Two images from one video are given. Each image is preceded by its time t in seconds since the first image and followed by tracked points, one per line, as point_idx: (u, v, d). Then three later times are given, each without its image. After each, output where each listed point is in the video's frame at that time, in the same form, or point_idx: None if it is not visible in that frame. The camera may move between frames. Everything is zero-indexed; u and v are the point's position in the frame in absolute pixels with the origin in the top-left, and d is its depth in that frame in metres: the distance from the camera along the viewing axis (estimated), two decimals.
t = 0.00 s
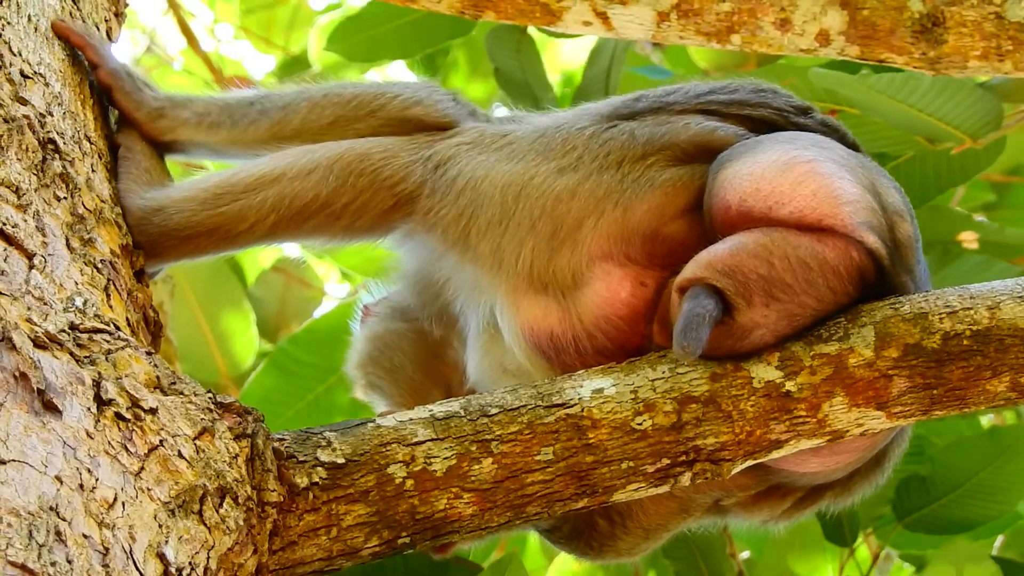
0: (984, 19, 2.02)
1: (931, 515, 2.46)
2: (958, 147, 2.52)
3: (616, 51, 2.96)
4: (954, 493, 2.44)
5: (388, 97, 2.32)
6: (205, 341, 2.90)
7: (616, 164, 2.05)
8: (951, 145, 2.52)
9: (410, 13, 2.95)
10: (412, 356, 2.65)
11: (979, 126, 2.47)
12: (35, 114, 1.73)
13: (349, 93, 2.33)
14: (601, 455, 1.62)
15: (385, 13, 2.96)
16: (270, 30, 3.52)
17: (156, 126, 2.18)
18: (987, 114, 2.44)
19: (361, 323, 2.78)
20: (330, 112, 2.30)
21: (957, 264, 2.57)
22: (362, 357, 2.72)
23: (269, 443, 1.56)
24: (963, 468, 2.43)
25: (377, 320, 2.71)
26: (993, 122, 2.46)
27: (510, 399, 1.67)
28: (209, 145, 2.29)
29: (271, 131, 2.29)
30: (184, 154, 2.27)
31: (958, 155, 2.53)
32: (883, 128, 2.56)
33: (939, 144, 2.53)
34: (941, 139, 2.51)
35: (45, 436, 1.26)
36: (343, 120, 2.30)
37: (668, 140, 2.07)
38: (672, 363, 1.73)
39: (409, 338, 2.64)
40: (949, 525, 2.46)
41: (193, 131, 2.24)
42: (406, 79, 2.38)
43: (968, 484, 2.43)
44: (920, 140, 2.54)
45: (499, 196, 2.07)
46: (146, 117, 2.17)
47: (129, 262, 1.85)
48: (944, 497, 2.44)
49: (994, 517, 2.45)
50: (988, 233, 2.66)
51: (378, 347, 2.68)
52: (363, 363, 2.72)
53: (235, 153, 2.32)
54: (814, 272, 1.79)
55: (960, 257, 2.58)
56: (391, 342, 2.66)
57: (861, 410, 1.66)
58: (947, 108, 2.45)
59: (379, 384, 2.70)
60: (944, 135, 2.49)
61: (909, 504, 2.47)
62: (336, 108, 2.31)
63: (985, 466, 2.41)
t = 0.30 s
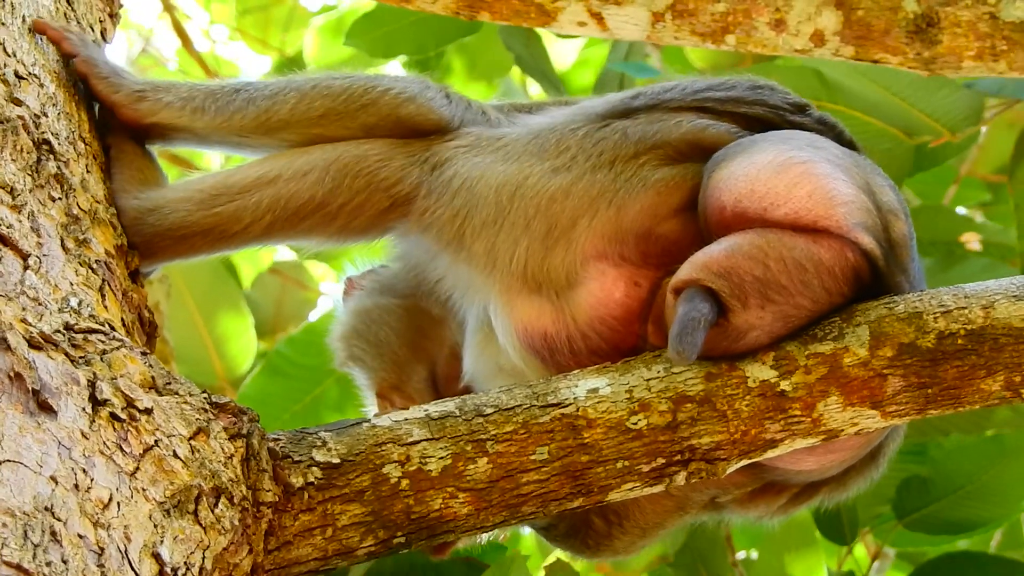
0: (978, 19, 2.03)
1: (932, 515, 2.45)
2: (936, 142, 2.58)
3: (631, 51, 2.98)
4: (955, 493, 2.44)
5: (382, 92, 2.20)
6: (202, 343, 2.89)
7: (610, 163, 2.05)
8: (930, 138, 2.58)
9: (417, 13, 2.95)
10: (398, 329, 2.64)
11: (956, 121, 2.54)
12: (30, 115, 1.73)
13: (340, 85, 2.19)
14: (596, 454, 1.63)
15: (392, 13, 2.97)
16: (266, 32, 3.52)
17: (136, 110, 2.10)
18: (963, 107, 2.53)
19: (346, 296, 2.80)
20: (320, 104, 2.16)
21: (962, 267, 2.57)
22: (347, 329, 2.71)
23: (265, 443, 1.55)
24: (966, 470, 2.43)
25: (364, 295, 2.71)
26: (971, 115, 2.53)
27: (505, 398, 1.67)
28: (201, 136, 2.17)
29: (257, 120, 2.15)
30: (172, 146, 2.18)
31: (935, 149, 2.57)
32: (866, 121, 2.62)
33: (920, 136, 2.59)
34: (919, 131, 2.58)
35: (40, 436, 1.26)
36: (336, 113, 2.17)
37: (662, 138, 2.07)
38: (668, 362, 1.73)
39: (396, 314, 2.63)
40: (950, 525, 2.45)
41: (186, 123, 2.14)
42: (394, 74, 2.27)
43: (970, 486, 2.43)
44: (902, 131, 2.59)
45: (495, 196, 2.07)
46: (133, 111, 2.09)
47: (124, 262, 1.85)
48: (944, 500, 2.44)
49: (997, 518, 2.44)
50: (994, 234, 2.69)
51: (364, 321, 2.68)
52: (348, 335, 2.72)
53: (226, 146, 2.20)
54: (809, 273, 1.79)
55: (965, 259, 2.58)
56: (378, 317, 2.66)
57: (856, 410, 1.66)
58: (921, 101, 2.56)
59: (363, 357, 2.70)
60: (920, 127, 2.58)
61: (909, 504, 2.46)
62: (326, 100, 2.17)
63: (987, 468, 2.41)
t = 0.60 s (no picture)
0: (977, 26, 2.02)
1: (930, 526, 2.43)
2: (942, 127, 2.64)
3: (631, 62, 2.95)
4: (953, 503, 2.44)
5: (373, 101, 2.20)
6: (199, 348, 2.89)
7: (608, 172, 2.05)
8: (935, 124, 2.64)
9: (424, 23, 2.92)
10: (399, 342, 2.63)
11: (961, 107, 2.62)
12: (28, 122, 1.72)
13: (331, 93, 2.20)
14: (595, 463, 1.63)
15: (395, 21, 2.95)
16: (263, 33, 3.53)
17: (119, 115, 2.04)
18: (966, 94, 2.58)
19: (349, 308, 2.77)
20: (311, 111, 2.17)
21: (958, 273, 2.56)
22: (350, 343, 2.70)
23: (263, 451, 1.55)
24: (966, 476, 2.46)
25: (366, 307, 2.68)
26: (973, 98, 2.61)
27: (503, 407, 1.67)
28: (191, 142, 2.16)
29: (247, 126, 2.15)
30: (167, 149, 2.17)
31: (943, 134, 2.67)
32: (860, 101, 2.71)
33: (923, 121, 2.65)
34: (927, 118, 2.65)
35: (39, 444, 1.26)
36: (326, 121, 2.17)
37: (659, 147, 2.07)
38: (666, 370, 1.73)
39: (398, 327, 2.62)
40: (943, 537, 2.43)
41: (175, 128, 2.12)
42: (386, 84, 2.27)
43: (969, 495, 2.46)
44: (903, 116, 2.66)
45: (493, 204, 2.07)
46: (119, 115, 2.04)
47: (123, 269, 1.85)
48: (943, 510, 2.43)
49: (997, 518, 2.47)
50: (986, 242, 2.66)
51: (367, 334, 2.67)
52: (351, 349, 2.70)
53: (216, 150, 2.20)
54: (807, 282, 1.79)
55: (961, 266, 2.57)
56: (379, 330, 2.64)
57: (854, 418, 1.67)
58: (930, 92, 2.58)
59: (366, 370, 2.69)
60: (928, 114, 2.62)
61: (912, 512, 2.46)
62: (317, 108, 2.17)
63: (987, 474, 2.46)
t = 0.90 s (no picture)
0: (978, 30, 2.03)
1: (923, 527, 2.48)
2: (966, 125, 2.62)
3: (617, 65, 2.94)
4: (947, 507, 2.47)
5: (379, 110, 2.21)
6: (200, 353, 2.89)
7: (610, 179, 2.06)
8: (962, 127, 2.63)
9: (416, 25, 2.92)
10: (406, 369, 2.63)
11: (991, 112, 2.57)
12: (30, 128, 1.73)
13: (336, 102, 2.21)
14: (597, 468, 1.63)
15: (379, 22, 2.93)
16: (262, 36, 3.51)
17: (123, 121, 2.05)
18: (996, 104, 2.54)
19: (357, 333, 2.76)
20: (316, 120, 2.18)
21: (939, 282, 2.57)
22: (358, 368, 2.72)
23: (266, 457, 1.55)
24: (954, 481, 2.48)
25: (373, 333, 2.70)
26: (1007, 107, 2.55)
27: (506, 412, 1.67)
28: (194, 149, 2.17)
29: (253, 133, 2.16)
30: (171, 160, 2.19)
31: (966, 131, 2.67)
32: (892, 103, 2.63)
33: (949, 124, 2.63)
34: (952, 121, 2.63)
35: (42, 451, 1.26)
36: (330, 129, 2.18)
37: (661, 154, 2.07)
38: (668, 376, 1.73)
39: (403, 354, 2.62)
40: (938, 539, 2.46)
41: (179, 134, 2.14)
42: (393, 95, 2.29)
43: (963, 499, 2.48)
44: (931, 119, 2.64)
45: (495, 211, 2.08)
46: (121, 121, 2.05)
47: (125, 275, 1.85)
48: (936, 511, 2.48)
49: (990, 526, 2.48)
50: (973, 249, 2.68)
51: (374, 360, 2.68)
52: (359, 375, 2.72)
53: (219, 157, 2.20)
54: (809, 285, 1.79)
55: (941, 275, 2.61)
56: (386, 354, 2.65)
57: (856, 423, 1.66)
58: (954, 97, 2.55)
59: (374, 396, 2.72)
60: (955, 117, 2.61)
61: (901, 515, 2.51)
62: (321, 116, 2.18)
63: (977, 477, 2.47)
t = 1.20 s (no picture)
0: (978, 32, 2.03)
1: (927, 532, 2.48)
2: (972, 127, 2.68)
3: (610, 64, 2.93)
4: (951, 512, 2.48)
5: (389, 112, 2.22)
6: (199, 356, 2.90)
7: (612, 181, 2.06)
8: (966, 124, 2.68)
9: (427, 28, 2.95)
10: (401, 369, 2.62)
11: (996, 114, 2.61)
12: (31, 131, 1.72)
13: (348, 104, 2.21)
14: (598, 470, 1.63)
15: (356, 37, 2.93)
16: (264, 37, 3.53)
17: (134, 126, 2.06)
18: (1000, 104, 2.56)
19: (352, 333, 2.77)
20: (329, 122, 2.18)
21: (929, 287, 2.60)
22: (350, 366, 2.70)
23: (267, 459, 1.55)
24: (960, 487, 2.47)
25: (369, 331, 2.70)
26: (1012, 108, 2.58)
27: (507, 415, 1.67)
28: (206, 153, 2.17)
29: (264, 136, 2.16)
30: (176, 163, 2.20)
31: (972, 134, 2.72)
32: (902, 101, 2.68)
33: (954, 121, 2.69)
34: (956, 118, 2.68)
35: (43, 453, 1.27)
36: (340, 131, 2.18)
37: (663, 156, 2.07)
38: (669, 378, 1.73)
39: (399, 352, 2.62)
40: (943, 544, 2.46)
41: (191, 139, 2.14)
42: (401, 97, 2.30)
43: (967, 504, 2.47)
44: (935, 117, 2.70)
45: (497, 215, 2.08)
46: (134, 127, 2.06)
47: (126, 278, 1.85)
48: (938, 517, 2.48)
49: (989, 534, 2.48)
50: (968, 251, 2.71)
51: (369, 358, 2.67)
52: (352, 373, 2.69)
53: (233, 162, 2.21)
54: (809, 287, 1.79)
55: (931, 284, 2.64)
56: (382, 353, 2.64)
57: (857, 425, 1.66)
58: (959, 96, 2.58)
59: (365, 394, 2.68)
60: (959, 115, 2.66)
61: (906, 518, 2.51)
62: (330, 118, 2.18)
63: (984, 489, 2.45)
